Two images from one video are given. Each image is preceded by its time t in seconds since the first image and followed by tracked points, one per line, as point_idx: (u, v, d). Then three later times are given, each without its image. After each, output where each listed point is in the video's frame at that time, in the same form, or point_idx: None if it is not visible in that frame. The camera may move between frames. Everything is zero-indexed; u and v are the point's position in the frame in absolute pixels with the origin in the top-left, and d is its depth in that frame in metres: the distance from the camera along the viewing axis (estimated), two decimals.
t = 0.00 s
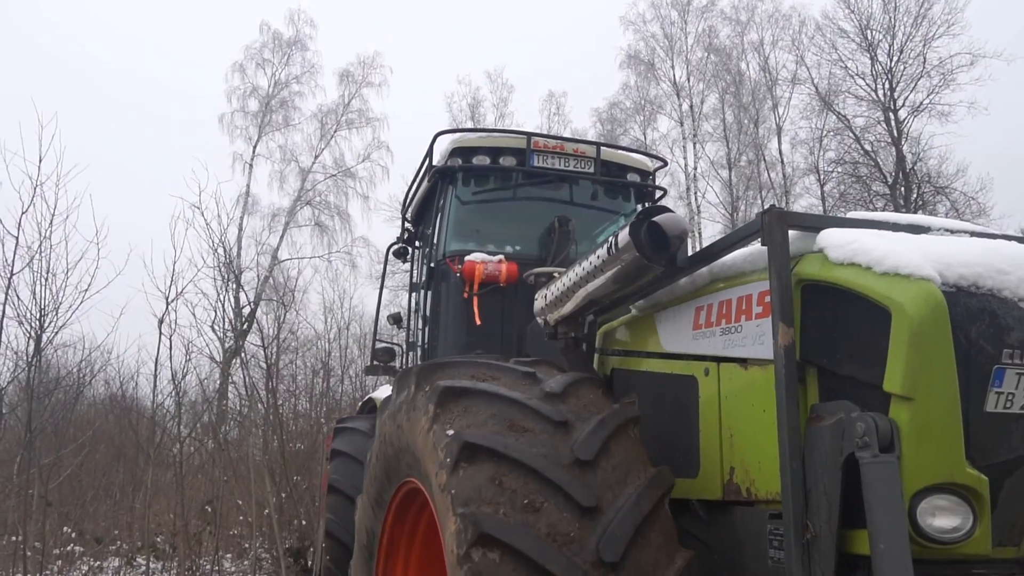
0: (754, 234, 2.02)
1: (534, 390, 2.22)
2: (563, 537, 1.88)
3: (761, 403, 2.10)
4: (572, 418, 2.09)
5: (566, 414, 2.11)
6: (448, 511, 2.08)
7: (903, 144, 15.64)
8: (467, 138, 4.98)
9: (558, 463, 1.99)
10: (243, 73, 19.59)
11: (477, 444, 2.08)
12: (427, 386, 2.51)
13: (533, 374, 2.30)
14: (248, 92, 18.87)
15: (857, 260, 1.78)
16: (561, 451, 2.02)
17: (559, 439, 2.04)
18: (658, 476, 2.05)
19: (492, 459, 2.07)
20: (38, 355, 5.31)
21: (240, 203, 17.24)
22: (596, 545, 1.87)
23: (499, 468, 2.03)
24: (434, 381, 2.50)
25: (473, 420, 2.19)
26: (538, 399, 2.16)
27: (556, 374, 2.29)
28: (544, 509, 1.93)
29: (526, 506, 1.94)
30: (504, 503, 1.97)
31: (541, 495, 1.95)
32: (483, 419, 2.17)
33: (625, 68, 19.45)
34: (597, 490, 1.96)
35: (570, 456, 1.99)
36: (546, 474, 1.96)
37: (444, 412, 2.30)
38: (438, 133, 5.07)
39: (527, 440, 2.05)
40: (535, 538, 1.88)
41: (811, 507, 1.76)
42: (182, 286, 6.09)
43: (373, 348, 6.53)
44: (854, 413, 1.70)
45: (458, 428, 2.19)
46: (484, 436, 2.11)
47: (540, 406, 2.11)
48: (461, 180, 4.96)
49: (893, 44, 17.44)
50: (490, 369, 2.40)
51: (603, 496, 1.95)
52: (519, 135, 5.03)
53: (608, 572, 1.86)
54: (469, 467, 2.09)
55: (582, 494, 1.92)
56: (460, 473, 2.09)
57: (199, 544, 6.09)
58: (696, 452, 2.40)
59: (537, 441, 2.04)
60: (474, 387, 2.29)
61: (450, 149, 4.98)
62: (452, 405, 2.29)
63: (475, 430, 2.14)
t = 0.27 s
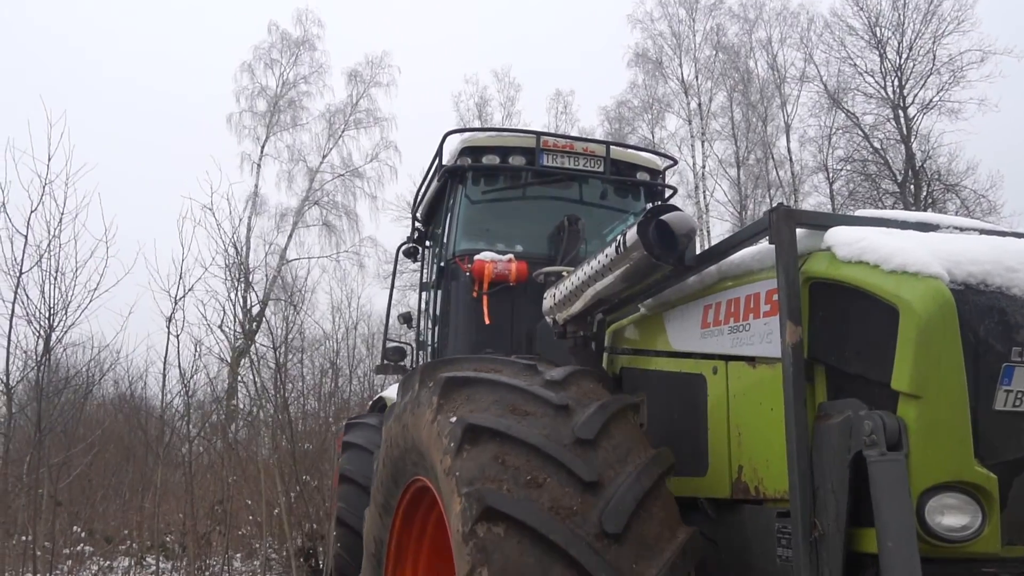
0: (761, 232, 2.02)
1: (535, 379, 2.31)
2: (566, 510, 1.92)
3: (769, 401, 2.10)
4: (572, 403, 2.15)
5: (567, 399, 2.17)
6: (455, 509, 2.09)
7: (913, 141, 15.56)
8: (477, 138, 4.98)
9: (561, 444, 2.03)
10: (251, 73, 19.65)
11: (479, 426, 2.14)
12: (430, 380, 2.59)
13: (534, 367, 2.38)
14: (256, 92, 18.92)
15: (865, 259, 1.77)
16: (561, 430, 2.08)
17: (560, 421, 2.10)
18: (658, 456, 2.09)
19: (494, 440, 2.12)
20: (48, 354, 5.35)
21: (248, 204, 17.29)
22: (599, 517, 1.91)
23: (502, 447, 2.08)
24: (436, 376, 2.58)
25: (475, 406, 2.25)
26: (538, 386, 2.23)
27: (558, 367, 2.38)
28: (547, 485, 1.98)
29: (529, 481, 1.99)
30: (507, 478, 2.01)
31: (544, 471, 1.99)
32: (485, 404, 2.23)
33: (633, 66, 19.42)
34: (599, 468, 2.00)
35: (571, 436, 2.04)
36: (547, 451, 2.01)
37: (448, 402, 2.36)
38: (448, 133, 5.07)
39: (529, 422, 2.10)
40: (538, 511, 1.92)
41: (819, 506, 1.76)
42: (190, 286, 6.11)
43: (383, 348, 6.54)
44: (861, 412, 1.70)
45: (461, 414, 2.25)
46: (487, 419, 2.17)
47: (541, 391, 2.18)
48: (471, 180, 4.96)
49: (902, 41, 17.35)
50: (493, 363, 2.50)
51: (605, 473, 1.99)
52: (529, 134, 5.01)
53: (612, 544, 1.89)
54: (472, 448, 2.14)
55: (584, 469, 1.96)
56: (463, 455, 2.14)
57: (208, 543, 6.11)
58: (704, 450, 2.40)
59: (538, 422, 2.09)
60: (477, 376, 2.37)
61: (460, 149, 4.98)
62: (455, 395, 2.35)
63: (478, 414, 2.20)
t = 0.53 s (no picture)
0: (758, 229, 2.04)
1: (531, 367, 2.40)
2: (559, 475, 1.96)
3: (768, 397, 2.11)
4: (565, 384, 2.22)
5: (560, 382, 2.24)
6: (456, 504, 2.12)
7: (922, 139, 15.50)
8: (489, 138, 5.00)
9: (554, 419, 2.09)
10: (260, 74, 19.74)
11: (476, 403, 2.21)
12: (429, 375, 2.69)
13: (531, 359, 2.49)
14: (265, 92, 19.01)
15: (859, 255, 1.79)
16: (555, 407, 2.14)
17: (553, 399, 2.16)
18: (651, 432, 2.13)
19: (490, 416, 2.19)
20: (58, 353, 5.41)
21: (258, 204, 17.38)
22: (591, 481, 1.95)
23: (497, 421, 2.15)
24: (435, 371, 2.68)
25: (472, 389, 2.34)
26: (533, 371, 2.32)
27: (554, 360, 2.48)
28: (541, 452, 2.02)
29: (523, 450, 2.04)
30: (503, 449, 2.07)
31: (538, 440, 2.04)
32: (482, 387, 2.32)
33: (641, 65, 19.41)
34: (591, 438, 2.04)
35: (563, 411, 2.10)
36: (540, 422, 2.06)
37: (446, 390, 2.44)
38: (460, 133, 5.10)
39: (523, 399, 2.18)
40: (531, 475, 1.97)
41: (815, 501, 1.77)
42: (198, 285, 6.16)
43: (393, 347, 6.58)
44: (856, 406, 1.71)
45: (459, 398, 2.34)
46: (483, 398, 2.24)
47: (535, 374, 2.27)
48: (482, 180, 4.98)
49: (911, 38, 17.29)
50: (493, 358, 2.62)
51: (597, 442, 2.04)
52: (540, 134, 5.01)
53: (605, 506, 1.93)
54: (469, 425, 2.21)
55: (576, 437, 2.01)
56: (461, 431, 2.20)
57: (218, 542, 6.15)
58: (706, 446, 2.42)
59: (532, 400, 2.16)
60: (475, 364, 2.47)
61: (471, 148, 5.00)
62: (453, 382, 2.44)
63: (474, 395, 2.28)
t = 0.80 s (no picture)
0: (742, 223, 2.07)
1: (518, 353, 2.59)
2: (537, 433, 2.10)
3: (754, 388, 2.15)
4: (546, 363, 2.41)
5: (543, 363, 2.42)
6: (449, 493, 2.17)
7: (931, 136, 15.44)
8: (499, 139, 4.98)
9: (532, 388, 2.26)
10: (268, 74, 19.85)
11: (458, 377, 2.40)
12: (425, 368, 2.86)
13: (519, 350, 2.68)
14: (273, 92, 19.12)
15: (838, 246, 1.82)
16: (534, 382, 2.31)
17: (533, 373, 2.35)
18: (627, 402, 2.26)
19: (473, 388, 2.38)
20: (66, 350, 5.49)
21: (267, 205, 17.48)
22: (567, 438, 2.07)
23: (480, 393, 2.34)
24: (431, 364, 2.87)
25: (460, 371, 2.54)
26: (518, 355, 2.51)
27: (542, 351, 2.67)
28: (519, 416, 2.18)
29: (504, 415, 2.21)
30: (485, 414, 2.24)
31: (516, 406, 2.21)
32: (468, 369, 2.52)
33: (648, 63, 19.41)
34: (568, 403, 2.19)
35: (541, 381, 2.28)
36: (518, 390, 2.23)
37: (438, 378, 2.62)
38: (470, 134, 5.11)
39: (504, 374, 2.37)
40: (509, 434, 2.12)
41: (797, 490, 1.80)
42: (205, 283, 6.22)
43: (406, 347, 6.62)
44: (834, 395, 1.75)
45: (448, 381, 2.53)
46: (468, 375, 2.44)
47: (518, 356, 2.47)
48: (492, 180, 4.99)
49: (921, 34, 17.21)
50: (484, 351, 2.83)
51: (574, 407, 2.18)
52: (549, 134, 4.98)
53: (581, 459, 2.04)
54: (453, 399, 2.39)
55: (552, 401, 2.16)
56: (447, 406, 2.40)
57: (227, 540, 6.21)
58: (698, 437, 2.46)
59: (512, 374, 2.35)
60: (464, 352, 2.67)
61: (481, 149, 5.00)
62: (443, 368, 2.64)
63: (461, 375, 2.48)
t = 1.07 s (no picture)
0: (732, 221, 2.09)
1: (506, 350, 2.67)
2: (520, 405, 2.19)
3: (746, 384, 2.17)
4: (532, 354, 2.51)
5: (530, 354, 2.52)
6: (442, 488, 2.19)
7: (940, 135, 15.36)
8: (505, 140, 4.99)
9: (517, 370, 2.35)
10: (276, 74, 19.92)
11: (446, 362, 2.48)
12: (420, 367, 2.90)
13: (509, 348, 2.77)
14: (280, 92, 19.19)
15: (824, 244, 1.83)
16: (517, 365, 2.43)
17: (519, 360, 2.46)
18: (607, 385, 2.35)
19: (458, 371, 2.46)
20: (71, 348, 5.55)
21: (274, 204, 17.55)
22: (549, 408, 2.16)
23: (465, 374, 2.42)
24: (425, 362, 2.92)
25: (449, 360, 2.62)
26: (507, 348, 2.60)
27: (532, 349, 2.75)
28: (503, 393, 2.26)
29: (488, 393, 2.29)
30: (470, 392, 2.32)
31: (500, 383, 2.30)
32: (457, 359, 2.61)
33: (656, 62, 19.39)
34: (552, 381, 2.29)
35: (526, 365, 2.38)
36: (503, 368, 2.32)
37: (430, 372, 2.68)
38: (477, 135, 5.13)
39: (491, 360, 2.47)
40: (492, 406, 2.20)
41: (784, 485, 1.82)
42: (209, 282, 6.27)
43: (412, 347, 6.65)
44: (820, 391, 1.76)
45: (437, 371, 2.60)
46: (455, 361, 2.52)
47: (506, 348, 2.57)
48: (499, 181, 5.01)
49: (930, 32, 17.13)
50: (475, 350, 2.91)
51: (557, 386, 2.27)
52: (555, 134, 5.00)
53: (562, 427, 2.12)
54: (440, 383, 2.47)
55: (534, 377, 2.26)
56: (435, 389, 2.47)
57: (233, 539, 6.26)
58: (693, 433, 2.48)
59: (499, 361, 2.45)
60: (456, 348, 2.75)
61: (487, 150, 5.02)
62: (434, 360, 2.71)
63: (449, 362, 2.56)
